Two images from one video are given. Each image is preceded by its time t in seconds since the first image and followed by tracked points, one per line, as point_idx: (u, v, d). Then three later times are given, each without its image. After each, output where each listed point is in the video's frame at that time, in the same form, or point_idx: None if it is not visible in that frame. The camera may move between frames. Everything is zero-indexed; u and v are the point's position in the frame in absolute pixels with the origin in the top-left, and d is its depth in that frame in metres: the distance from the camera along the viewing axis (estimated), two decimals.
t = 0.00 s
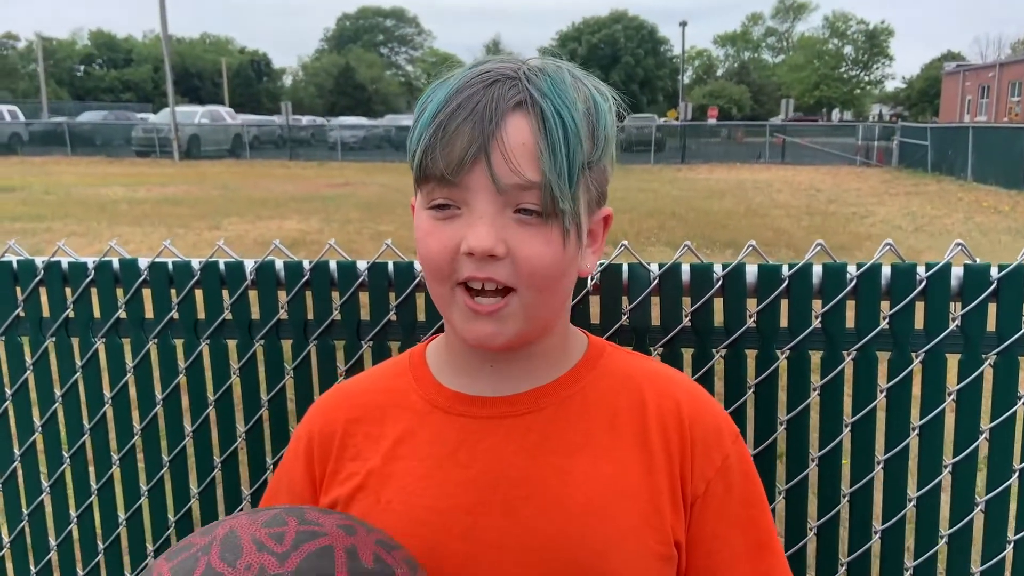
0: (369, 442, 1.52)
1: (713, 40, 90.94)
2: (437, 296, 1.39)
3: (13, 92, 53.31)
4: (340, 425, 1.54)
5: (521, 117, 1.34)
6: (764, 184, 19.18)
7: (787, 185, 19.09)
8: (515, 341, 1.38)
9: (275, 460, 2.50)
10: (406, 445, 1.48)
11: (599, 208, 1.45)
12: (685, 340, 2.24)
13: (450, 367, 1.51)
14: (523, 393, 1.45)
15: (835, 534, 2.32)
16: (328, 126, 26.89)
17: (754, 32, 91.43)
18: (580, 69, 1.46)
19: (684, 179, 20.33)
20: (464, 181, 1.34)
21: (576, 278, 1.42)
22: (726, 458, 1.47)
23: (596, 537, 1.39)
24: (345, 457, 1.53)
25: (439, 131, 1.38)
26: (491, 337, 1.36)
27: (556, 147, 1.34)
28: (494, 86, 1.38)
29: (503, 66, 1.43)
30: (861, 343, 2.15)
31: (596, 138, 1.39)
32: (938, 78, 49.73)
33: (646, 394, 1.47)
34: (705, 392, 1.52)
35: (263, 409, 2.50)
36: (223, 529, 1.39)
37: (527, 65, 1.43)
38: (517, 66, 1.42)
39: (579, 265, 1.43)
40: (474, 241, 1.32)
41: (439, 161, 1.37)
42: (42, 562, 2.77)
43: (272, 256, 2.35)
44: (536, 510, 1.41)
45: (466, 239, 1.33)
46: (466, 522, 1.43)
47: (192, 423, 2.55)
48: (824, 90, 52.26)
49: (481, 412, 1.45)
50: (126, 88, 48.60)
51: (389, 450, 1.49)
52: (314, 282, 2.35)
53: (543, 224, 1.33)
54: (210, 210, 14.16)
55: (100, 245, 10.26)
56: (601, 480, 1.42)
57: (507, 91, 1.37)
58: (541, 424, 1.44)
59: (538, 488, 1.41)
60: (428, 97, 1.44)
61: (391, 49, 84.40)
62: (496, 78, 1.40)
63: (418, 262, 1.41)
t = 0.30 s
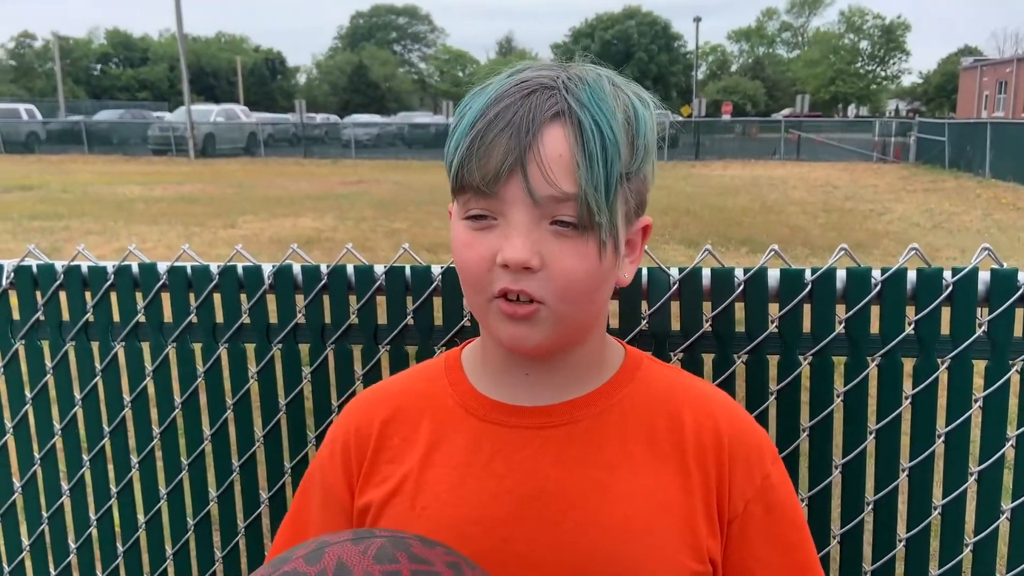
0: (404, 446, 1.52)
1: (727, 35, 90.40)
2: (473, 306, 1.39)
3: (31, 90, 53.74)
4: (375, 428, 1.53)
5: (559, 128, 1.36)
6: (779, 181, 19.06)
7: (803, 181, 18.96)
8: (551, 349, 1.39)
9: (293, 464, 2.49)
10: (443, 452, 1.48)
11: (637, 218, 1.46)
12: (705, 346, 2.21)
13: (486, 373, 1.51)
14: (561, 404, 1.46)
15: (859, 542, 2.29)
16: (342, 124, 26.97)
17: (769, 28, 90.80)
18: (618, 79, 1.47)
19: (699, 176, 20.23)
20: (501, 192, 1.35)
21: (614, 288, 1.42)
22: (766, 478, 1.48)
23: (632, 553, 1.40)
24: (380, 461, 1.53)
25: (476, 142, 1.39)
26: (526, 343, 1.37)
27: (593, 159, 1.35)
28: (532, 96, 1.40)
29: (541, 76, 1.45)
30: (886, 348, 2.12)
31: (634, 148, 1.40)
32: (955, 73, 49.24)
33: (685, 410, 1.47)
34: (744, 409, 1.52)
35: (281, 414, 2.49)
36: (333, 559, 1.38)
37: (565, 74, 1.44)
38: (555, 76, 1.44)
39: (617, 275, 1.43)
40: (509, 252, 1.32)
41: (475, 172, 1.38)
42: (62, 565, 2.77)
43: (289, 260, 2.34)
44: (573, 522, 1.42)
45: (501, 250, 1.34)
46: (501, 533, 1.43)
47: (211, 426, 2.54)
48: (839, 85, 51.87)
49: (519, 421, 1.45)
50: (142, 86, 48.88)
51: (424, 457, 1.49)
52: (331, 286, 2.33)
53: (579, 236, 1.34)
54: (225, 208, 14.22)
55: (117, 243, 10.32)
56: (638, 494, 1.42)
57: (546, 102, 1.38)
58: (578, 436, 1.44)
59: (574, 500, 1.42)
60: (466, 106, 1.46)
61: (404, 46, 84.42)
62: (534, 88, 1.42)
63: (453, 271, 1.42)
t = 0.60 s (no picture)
0: (444, 437, 1.55)
1: (745, 32, 89.86)
2: (517, 304, 1.44)
3: (52, 90, 54.31)
4: (415, 419, 1.57)
5: (602, 130, 1.37)
6: (799, 178, 18.94)
7: (822, 179, 18.83)
8: (591, 345, 1.42)
9: (319, 459, 2.51)
10: (482, 443, 1.51)
11: (679, 216, 1.48)
12: (732, 343, 2.21)
13: (525, 367, 1.54)
14: (600, 399, 1.48)
15: (887, 539, 2.28)
16: (359, 123, 27.06)
17: (788, 24, 90.22)
18: (661, 77, 1.48)
19: (716, 173, 20.14)
20: (544, 194, 1.38)
21: (654, 285, 1.44)
22: (804, 475, 1.48)
23: (668, 548, 1.42)
24: (422, 450, 1.57)
25: (519, 143, 1.42)
26: (570, 339, 1.41)
27: (636, 161, 1.36)
28: (575, 97, 1.41)
29: (584, 75, 1.46)
30: (914, 345, 2.11)
31: (677, 147, 1.42)
32: (977, 69, 48.75)
33: (723, 407, 1.48)
34: (783, 406, 1.52)
35: (308, 409, 2.52)
36: (377, 535, 1.40)
37: (608, 74, 1.46)
38: (599, 75, 1.45)
39: (658, 273, 1.45)
40: (553, 254, 1.36)
41: (519, 173, 1.41)
42: (92, 557, 2.81)
43: (316, 257, 2.36)
44: (612, 516, 1.44)
45: (545, 251, 1.37)
46: (540, 525, 1.47)
47: (239, 421, 2.57)
48: (858, 82, 51.47)
49: (557, 416, 1.48)
50: (161, 86, 49.29)
51: (464, 449, 1.52)
52: (358, 283, 2.35)
53: (621, 238, 1.37)
54: (244, 206, 14.31)
55: (138, 242, 10.40)
56: (675, 489, 1.44)
57: (589, 103, 1.40)
58: (616, 432, 1.46)
59: (612, 496, 1.45)
60: (509, 106, 1.48)
61: (421, 44, 84.55)
62: (577, 88, 1.43)
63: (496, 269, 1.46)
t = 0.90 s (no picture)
0: (456, 428, 1.55)
1: (750, 28, 89.59)
2: (532, 296, 1.43)
3: (57, 87, 54.41)
4: (428, 409, 1.57)
5: (621, 123, 1.36)
6: (804, 175, 18.86)
7: (828, 176, 18.75)
8: (606, 338, 1.41)
9: (325, 455, 2.51)
10: (494, 435, 1.51)
11: (696, 211, 1.47)
12: (740, 339, 2.19)
13: (539, 359, 1.53)
14: (614, 393, 1.47)
15: (895, 537, 2.27)
16: (363, 120, 27.06)
17: (793, 21, 89.93)
18: (682, 69, 1.47)
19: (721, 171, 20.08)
20: (562, 186, 1.38)
21: (670, 280, 1.43)
22: (816, 474, 1.47)
23: (678, 543, 1.41)
24: (434, 440, 1.57)
25: (538, 135, 1.41)
26: (585, 333, 1.40)
27: (655, 154, 1.35)
28: (595, 89, 1.40)
29: (604, 67, 1.45)
30: (925, 340, 2.09)
31: (696, 142, 1.41)
32: (984, 66, 48.53)
33: (735, 404, 1.47)
34: (797, 403, 1.51)
35: (313, 404, 2.51)
36: (420, 502, 1.40)
37: (628, 66, 1.45)
38: (618, 68, 1.45)
39: (674, 267, 1.45)
40: (569, 246, 1.35)
41: (536, 166, 1.40)
42: (98, 552, 2.82)
43: (321, 252, 2.36)
44: (621, 512, 1.43)
45: (561, 242, 1.37)
46: (551, 518, 1.46)
47: (244, 417, 2.56)
48: (863, 79, 51.29)
49: (572, 408, 1.47)
50: (165, 84, 49.34)
51: (477, 440, 1.52)
52: (363, 278, 2.34)
53: (638, 231, 1.36)
54: (248, 204, 14.32)
55: (143, 239, 10.40)
56: (686, 483, 1.44)
57: (608, 95, 1.39)
58: (628, 425, 1.45)
59: (622, 490, 1.44)
60: (528, 97, 1.47)
61: (425, 41, 84.49)
62: (596, 81, 1.42)
63: (512, 261, 1.45)
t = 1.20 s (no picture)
0: (441, 433, 1.55)
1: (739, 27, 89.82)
2: (516, 296, 1.42)
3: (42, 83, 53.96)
4: (413, 414, 1.56)
5: (610, 124, 1.37)
6: (792, 174, 18.92)
7: (815, 175, 18.82)
8: (592, 341, 1.41)
9: (307, 458, 2.50)
10: (479, 440, 1.50)
11: (681, 218, 1.47)
12: (722, 342, 2.20)
13: (524, 365, 1.53)
14: (600, 399, 1.47)
15: (875, 538, 2.28)
16: (352, 117, 26.96)
17: (781, 20, 90.17)
18: (670, 77, 1.48)
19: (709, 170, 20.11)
20: (551, 185, 1.37)
21: (655, 285, 1.43)
22: (795, 480, 1.48)
23: (659, 545, 1.42)
24: (418, 445, 1.56)
25: (528, 135, 1.41)
26: (567, 334, 1.39)
27: (642, 157, 1.36)
28: (585, 92, 1.41)
29: (594, 72, 1.46)
30: (903, 344, 2.11)
31: (683, 147, 1.42)
32: (971, 65, 48.83)
33: (719, 408, 1.47)
34: (779, 410, 1.52)
35: (296, 407, 2.50)
36: (326, 566, 1.48)
37: (618, 71, 1.46)
38: (608, 72, 1.45)
39: (659, 273, 1.45)
40: (556, 244, 1.34)
41: (525, 166, 1.40)
42: (79, 557, 2.80)
43: (305, 255, 2.35)
44: (603, 517, 1.43)
45: (547, 241, 1.36)
46: (533, 524, 1.46)
47: (227, 420, 2.56)
48: (851, 77, 51.58)
49: (554, 414, 1.47)
50: (153, 79, 48.98)
51: (460, 446, 1.52)
52: (347, 281, 2.33)
53: (624, 232, 1.36)
54: (235, 201, 14.23)
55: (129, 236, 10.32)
56: (667, 488, 1.44)
57: (598, 98, 1.40)
58: (611, 431, 1.46)
59: (605, 495, 1.44)
60: (519, 98, 1.47)
61: (414, 38, 84.37)
62: (587, 84, 1.43)
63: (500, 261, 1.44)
